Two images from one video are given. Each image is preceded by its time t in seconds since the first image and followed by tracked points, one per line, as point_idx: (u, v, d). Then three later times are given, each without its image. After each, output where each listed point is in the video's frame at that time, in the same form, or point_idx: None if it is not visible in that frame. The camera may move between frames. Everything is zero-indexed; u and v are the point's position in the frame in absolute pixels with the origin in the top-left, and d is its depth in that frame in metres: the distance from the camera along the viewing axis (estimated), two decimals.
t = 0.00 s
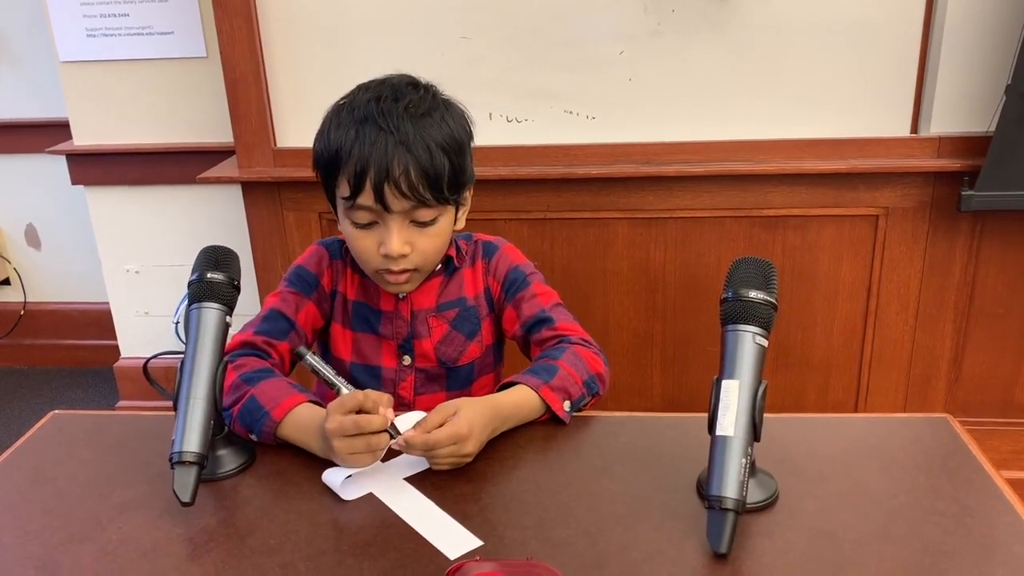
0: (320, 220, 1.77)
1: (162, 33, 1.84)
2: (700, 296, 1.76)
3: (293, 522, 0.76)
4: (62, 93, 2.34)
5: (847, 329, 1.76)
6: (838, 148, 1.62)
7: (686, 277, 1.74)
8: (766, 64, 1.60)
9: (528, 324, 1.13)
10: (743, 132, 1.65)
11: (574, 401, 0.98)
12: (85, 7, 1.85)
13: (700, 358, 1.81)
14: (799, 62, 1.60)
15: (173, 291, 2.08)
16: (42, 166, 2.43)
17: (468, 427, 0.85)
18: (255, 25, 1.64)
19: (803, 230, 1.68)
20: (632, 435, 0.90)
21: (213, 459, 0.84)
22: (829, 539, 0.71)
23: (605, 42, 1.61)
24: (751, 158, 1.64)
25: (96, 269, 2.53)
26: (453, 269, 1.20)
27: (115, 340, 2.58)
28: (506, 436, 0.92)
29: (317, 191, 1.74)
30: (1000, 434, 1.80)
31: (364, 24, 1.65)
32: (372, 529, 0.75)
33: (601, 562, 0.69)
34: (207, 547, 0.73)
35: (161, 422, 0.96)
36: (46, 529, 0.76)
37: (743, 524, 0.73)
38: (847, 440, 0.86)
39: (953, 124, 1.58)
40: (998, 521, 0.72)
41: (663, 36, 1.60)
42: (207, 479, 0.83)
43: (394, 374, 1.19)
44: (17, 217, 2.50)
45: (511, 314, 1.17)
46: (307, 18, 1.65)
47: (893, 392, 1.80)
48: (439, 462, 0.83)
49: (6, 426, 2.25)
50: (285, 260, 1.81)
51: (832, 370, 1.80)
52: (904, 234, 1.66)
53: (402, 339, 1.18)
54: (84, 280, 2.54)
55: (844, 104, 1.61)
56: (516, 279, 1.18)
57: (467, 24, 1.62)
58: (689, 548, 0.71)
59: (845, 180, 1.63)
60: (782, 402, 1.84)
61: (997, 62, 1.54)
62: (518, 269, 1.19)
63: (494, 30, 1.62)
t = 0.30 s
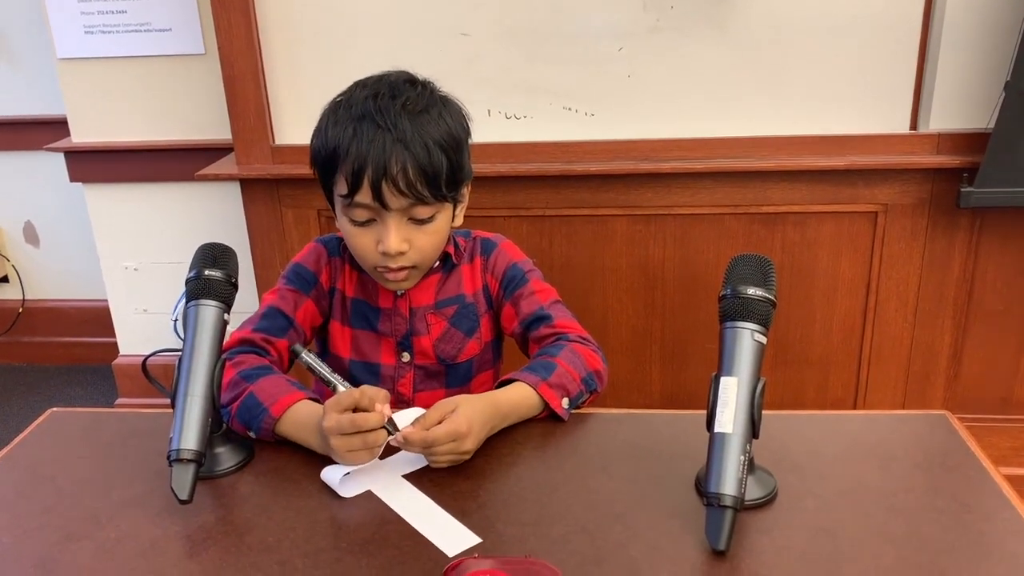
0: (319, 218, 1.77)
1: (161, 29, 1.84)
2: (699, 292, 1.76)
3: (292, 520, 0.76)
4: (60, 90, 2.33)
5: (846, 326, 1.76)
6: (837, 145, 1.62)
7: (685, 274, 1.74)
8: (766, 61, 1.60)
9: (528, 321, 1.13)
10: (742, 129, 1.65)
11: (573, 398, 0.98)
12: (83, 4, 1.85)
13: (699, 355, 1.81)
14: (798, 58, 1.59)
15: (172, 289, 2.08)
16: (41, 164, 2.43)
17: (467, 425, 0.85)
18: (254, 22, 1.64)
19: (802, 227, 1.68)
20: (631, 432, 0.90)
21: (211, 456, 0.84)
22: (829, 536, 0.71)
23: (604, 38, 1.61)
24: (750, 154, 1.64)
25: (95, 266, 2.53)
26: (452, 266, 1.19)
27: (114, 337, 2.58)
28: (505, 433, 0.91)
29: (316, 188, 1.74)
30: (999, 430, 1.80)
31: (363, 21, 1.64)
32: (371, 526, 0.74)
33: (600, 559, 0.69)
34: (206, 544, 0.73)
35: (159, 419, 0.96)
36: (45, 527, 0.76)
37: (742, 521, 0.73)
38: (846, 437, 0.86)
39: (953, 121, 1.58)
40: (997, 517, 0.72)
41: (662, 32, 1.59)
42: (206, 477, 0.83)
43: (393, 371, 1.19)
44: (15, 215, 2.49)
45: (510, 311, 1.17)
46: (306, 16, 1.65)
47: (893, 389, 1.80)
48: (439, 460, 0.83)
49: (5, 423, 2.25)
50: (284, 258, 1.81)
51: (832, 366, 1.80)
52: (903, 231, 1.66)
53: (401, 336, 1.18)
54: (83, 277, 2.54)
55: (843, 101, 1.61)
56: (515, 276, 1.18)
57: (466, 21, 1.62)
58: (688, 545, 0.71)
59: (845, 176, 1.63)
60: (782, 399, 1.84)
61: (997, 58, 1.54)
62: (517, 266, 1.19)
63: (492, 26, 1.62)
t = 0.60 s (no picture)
0: (319, 216, 1.77)
1: (161, 28, 1.84)
2: (699, 291, 1.75)
3: (292, 519, 0.76)
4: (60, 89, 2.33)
5: (847, 325, 1.76)
6: (838, 143, 1.62)
7: (685, 272, 1.74)
8: (766, 59, 1.60)
9: (528, 320, 1.13)
10: (742, 127, 1.64)
11: (573, 396, 0.98)
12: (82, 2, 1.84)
13: (699, 354, 1.82)
14: (799, 56, 1.59)
15: (172, 287, 2.08)
16: (42, 163, 2.43)
17: (467, 422, 0.85)
18: (254, 20, 1.64)
19: (803, 225, 1.68)
20: (631, 431, 0.90)
21: (211, 455, 0.84)
22: (829, 534, 0.71)
23: (604, 36, 1.61)
24: (751, 152, 1.64)
25: (95, 265, 2.53)
26: (452, 264, 1.19)
27: (114, 336, 2.58)
28: (505, 431, 0.91)
29: (316, 186, 1.74)
30: (999, 428, 1.80)
31: (363, 19, 1.64)
32: (371, 525, 0.74)
33: (600, 558, 0.69)
34: (206, 543, 0.73)
35: (159, 418, 0.96)
36: (45, 526, 0.76)
37: (742, 520, 0.73)
38: (846, 435, 0.86)
39: (954, 119, 1.58)
40: (998, 516, 0.72)
41: (662, 30, 1.59)
42: (206, 476, 0.83)
43: (394, 369, 1.19)
44: (15, 213, 2.49)
45: (511, 310, 1.17)
46: (306, 14, 1.65)
47: (892, 387, 1.80)
48: (439, 457, 0.83)
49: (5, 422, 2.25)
50: (284, 256, 1.81)
51: (832, 364, 1.80)
52: (903, 229, 1.66)
53: (401, 333, 1.18)
54: (83, 276, 2.54)
55: (844, 99, 1.61)
56: (515, 275, 1.18)
57: (465, 19, 1.62)
58: (688, 544, 0.71)
59: (845, 175, 1.63)
60: (782, 397, 1.84)
61: (996, 56, 1.54)
62: (518, 265, 1.19)
63: (493, 24, 1.62)
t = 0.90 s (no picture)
0: (320, 217, 1.77)
1: (161, 29, 1.84)
2: (700, 291, 1.75)
3: (293, 519, 0.76)
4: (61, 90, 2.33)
5: (848, 325, 1.76)
6: (839, 143, 1.62)
7: (686, 271, 1.74)
8: (766, 60, 1.60)
9: (532, 321, 1.13)
10: (743, 127, 1.64)
11: (575, 395, 0.98)
12: (83, 3, 1.84)
13: (700, 354, 1.81)
14: (799, 56, 1.59)
15: (173, 287, 2.08)
16: (43, 163, 2.43)
17: (463, 405, 0.86)
18: (255, 21, 1.64)
19: (804, 225, 1.68)
20: (632, 431, 0.90)
21: (213, 456, 0.84)
22: (831, 535, 0.71)
23: (604, 36, 1.61)
24: (752, 152, 1.64)
25: (96, 265, 2.53)
26: (453, 263, 1.20)
27: (115, 336, 2.58)
28: (506, 431, 0.91)
29: (318, 187, 1.74)
30: (1000, 428, 1.80)
31: (364, 20, 1.64)
32: (371, 526, 0.74)
33: (601, 558, 0.69)
34: (208, 543, 0.73)
35: (160, 418, 0.96)
36: (47, 526, 0.76)
37: (744, 520, 0.73)
38: (847, 435, 0.86)
39: (954, 120, 1.58)
40: (999, 516, 0.72)
41: (663, 30, 1.59)
42: (208, 476, 0.83)
43: (390, 366, 1.18)
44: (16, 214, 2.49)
45: (513, 311, 1.17)
46: (308, 15, 1.65)
47: (893, 388, 1.80)
48: (439, 442, 0.84)
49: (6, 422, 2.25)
50: (285, 257, 1.81)
51: (833, 364, 1.80)
52: (904, 228, 1.66)
53: (399, 331, 1.19)
54: (84, 276, 2.55)
55: (844, 100, 1.61)
56: (519, 277, 1.18)
57: (466, 19, 1.62)
58: (690, 544, 0.71)
59: (845, 175, 1.63)
60: (783, 397, 1.84)
61: (997, 56, 1.54)
62: (521, 267, 1.19)
63: (493, 24, 1.62)
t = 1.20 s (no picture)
0: (320, 218, 1.77)
1: (162, 30, 1.84)
2: (701, 292, 1.76)
3: (295, 520, 0.76)
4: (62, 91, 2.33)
5: (849, 325, 1.76)
6: (839, 144, 1.62)
7: (686, 272, 1.74)
8: (766, 60, 1.60)
9: (533, 323, 1.13)
10: (743, 128, 1.65)
11: (574, 395, 0.99)
12: (84, 5, 1.85)
13: (700, 355, 1.81)
14: (799, 57, 1.59)
15: (173, 289, 2.08)
16: (44, 165, 2.43)
17: (467, 393, 0.88)
18: (256, 22, 1.64)
19: (804, 227, 1.68)
20: (633, 432, 0.90)
21: (215, 457, 0.84)
22: (832, 536, 0.71)
23: (604, 38, 1.61)
24: (752, 153, 1.64)
25: (97, 266, 2.53)
26: (454, 263, 1.20)
27: (116, 337, 2.58)
28: (507, 432, 0.92)
29: (318, 188, 1.74)
30: (1001, 429, 1.80)
31: (364, 21, 1.64)
32: (372, 528, 0.74)
33: (602, 559, 0.69)
34: (209, 545, 0.73)
35: (162, 420, 0.96)
36: (49, 528, 0.76)
37: (744, 522, 0.73)
38: (848, 436, 0.86)
39: (954, 121, 1.58)
40: (1000, 517, 0.72)
41: (663, 31, 1.59)
42: (209, 478, 0.83)
43: (392, 365, 1.18)
44: (17, 215, 2.50)
45: (514, 312, 1.17)
46: (308, 17, 1.65)
47: (894, 389, 1.80)
48: (448, 429, 0.85)
49: (7, 423, 2.25)
50: (286, 258, 1.81)
51: (833, 365, 1.80)
52: (904, 229, 1.66)
53: (400, 330, 1.18)
54: (85, 278, 2.55)
55: (844, 100, 1.61)
56: (521, 279, 1.18)
57: (466, 20, 1.62)
58: (690, 546, 0.71)
59: (845, 176, 1.63)
60: (783, 398, 1.84)
61: (997, 58, 1.54)
62: (522, 268, 1.19)
63: (493, 26, 1.62)
